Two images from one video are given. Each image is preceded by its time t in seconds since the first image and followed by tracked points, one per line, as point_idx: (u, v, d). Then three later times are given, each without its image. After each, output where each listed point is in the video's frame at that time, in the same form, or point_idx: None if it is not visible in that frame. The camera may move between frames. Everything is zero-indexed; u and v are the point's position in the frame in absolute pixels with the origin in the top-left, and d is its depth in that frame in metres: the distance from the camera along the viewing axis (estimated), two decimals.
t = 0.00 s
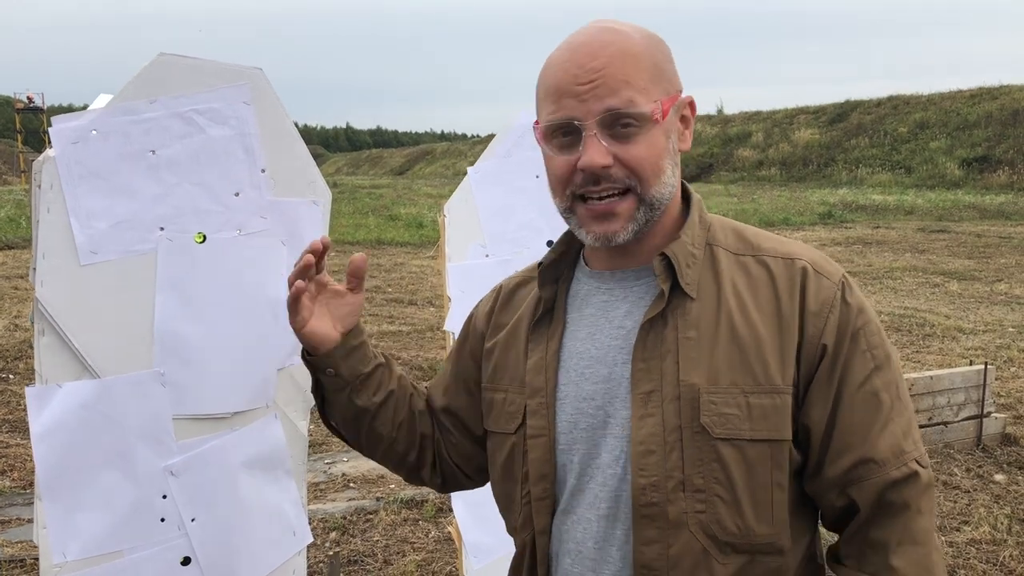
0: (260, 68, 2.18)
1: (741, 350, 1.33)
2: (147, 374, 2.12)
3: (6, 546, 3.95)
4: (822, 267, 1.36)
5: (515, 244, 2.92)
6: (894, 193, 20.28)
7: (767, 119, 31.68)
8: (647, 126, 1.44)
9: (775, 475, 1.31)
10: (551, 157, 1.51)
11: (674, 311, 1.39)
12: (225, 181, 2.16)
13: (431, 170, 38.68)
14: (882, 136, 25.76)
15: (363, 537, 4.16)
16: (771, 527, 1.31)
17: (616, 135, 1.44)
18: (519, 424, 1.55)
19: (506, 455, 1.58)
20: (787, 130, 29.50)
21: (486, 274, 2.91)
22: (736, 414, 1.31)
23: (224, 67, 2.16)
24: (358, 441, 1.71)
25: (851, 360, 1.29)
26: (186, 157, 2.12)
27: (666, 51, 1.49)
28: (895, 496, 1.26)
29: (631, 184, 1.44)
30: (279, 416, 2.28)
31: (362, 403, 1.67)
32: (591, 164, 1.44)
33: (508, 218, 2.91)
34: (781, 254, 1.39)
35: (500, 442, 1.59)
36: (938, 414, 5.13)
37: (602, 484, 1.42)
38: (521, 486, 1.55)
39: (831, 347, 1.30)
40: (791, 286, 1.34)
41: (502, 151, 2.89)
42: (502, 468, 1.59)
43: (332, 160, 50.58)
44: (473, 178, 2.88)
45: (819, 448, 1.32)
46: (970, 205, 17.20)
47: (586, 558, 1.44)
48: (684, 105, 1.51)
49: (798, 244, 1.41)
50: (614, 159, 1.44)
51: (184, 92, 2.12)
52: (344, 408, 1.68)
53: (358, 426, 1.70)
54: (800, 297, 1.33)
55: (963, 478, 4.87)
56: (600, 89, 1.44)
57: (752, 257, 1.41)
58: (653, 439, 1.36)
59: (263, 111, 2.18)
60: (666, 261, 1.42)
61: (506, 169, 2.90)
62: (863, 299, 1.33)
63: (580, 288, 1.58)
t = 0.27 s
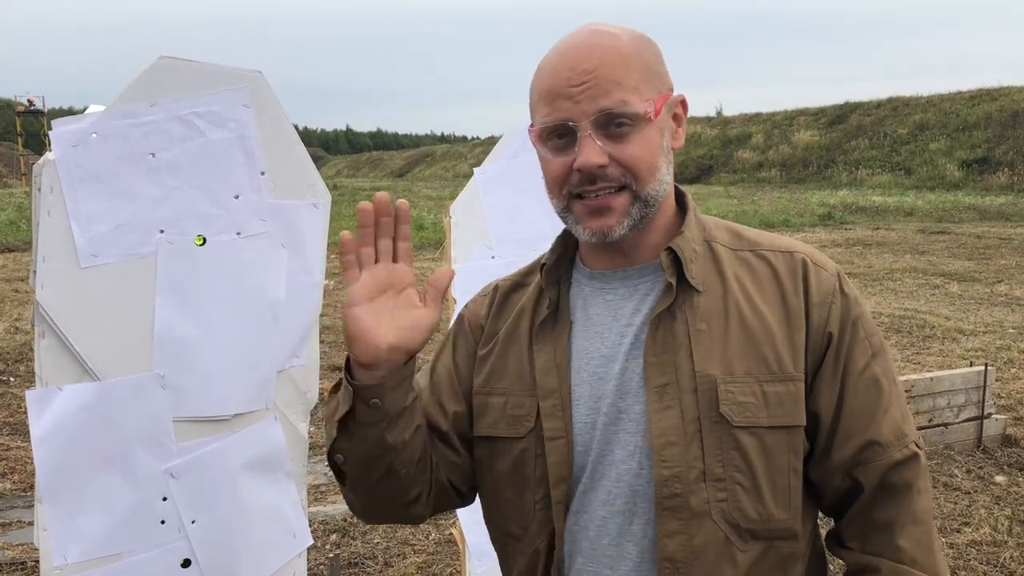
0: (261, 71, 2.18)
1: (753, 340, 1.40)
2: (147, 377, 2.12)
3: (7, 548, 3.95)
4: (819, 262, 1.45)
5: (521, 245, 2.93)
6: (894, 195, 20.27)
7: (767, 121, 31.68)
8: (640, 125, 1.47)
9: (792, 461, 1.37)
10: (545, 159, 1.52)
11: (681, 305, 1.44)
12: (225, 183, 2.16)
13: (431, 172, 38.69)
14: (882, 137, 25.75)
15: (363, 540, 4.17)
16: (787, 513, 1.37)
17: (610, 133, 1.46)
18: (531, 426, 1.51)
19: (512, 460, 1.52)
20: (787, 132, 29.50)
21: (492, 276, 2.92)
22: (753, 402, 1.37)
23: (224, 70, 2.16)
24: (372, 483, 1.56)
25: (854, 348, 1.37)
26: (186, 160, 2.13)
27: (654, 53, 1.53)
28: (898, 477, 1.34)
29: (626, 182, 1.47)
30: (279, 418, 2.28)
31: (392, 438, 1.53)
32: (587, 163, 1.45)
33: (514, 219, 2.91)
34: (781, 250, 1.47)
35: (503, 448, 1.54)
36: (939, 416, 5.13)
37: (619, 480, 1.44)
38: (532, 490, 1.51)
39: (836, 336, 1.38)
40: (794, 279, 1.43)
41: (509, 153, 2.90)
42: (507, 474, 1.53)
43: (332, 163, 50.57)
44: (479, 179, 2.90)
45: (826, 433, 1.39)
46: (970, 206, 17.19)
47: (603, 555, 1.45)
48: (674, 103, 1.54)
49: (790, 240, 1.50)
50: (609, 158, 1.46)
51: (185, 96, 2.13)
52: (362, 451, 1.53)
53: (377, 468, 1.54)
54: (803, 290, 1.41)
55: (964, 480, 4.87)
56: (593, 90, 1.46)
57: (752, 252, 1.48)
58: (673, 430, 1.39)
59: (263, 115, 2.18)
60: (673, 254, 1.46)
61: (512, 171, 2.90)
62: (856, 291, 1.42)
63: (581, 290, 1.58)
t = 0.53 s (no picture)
0: (262, 75, 2.18)
1: (775, 338, 1.44)
2: (149, 381, 2.12)
3: (8, 552, 3.95)
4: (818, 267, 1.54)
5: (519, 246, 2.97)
6: (894, 196, 20.28)
7: (766, 123, 31.69)
8: (650, 126, 1.46)
9: (817, 455, 1.42)
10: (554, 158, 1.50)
11: (704, 303, 1.46)
12: (226, 187, 2.17)
13: (431, 175, 38.70)
14: (882, 139, 25.76)
15: (365, 543, 4.16)
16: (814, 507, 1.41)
17: (620, 134, 1.45)
18: (571, 421, 1.45)
19: (543, 457, 1.44)
20: (787, 134, 29.50)
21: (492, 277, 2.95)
22: (784, 399, 1.40)
23: (225, 75, 2.16)
24: (430, 469, 1.44)
25: (858, 347, 1.46)
26: (187, 164, 2.13)
27: (664, 53, 1.52)
28: (895, 469, 1.43)
29: (634, 183, 1.46)
30: (280, 422, 2.28)
31: (472, 410, 1.43)
32: (596, 163, 1.44)
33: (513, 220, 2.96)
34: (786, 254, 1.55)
35: (531, 446, 1.45)
36: (940, 417, 5.14)
37: (651, 479, 1.44)
38: (566, 492, 1.43)
39: (846, 335, 1.46)
40: (803, 281, 1.50)
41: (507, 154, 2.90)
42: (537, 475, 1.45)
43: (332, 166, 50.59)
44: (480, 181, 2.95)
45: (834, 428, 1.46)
46: (970, 207, 17.18)
47: (637, 556, 1.43)
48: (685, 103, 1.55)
49: (786, 246, 1.58)
50: (619, 159, 1.45)
51: (186, 100, 2.13)
52: (436, 416, 1.42)
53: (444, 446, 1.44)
54: (811, 292, 1.49)
55: (965, 481, 4.87)
56: (604, 89, 1.45)
57: (757, 254, 1.54)
58: (712, 428, 1.40)
59: (264, 119, 2.18)
60: (695, 251, 1.49)
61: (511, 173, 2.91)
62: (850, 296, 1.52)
63: (597, 288, 1.55)
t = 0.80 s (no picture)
0: (260, 78, 2.19)
1: (783, 338, 1.45)
2: (149, 385, 2.13)
3: (8, 555, 3.95)
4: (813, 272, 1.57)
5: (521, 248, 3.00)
6: (893, 198, 20.29)
7: (766, 125, 31.73)
8: (668, 147, 1.45)
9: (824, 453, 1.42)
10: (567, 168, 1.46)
11: (717, 304, 1.45)
12: (225, 190, 2.17)
13: (430, 177, 38.72)
14: (881, 140, 25.78)
15: (365, 545, 4.16)
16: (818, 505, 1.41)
17: (639, 154, 1.43)
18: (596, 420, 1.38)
19: (566, 458, 1.35)
20: (786, 136, 29.53)
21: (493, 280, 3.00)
22: (796, 399, 1.40)
23: (224, 78, 2.17)
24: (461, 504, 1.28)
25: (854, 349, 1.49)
26: (186, 167, 2.13)
27: (682, 63, 1.48)
28: (886, 468, 1.46)
29: (648, 204, 1.45)
30: (280, 424, 2.29)
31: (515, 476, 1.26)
32: (615, 185, 1.42)
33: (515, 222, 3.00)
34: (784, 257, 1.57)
35: (552, 446, 1.36)
36: (940, 418, 5.14)
37: (671, 479, 1.40)
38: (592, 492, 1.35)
39: (845, 337, 1.49)
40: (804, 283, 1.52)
41: (510, 156, 2.98)
42: (559, 478, 1.36)
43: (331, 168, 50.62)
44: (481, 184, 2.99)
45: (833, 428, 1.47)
46: (970, 209, 17.20)
47: (660, 558, 1.39)
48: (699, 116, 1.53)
49: (780, 251, 1.60)
50: (637, 180, 1.43)
51: (185, 103, 2.13)
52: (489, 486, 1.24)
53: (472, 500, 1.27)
54: (813, 294, 1.51)
55: (965, 482, 4.87)
56: (626, 110, 1.41)
57: (758, 257, 1.55)
58: (731, 426, 1.38)
59: (263, 122, 2.19)
60: (710, 255, 1.49)
61: (513, 176, 2.98)
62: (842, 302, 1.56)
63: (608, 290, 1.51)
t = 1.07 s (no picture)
0: (259, 79, 2.19)
1: (787, 342, 1.43)
2: (148, 386, 2.13)
3: (7, 558, 3.94)
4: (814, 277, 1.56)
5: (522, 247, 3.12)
6: (892, 199, 20.30)
7: (764, 127, 31.76)
8: (679, 141, 1.42)
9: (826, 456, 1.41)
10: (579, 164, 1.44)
11: (722, 306, 1.44)
12: (224, 191, 2.17)
13: (429, 179, 38.72)
14: (879, 141, 25.80)
15: (364, 547, 4.16)
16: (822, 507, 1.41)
17: (650, 147, 1.40)
18: (601, 424, 1.35)
19: (574, 465, 1.34)
20: (784, 137, 29.55)
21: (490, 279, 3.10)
22: (802, 401, 1.39)
23: (222, 78, 2.17)
24: None
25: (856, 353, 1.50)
26: (185, 168, 2.13)
27: (692, 62, 1.46)
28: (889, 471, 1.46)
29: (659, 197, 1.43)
30: (279, 425, 2.29)
31: None
32: (625, 177, 1.39)
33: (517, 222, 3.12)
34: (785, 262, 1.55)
35: (559, 453, 1.34)
36: (939, 419, 5.14)
37: (677, 481, 1.39)
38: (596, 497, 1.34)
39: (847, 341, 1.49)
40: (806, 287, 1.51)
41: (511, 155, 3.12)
42: (568, 484, 1.34)
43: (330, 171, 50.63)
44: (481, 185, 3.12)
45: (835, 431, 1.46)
46: (968, 209, 17.21)
47: (666, 559, 1.38)
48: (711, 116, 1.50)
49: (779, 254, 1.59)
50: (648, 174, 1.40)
51: (183, 104, 2.13)
52: None
53: None
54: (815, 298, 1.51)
55: (963, 483, 4.87)
56: (638, 104, 1.38)
57: (761, 260, 1.53)
58: (737, 427, 1.37)
59: (262, 123, 2.18)
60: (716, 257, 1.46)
61: (512, 175, 3.13)
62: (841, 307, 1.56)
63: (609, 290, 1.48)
